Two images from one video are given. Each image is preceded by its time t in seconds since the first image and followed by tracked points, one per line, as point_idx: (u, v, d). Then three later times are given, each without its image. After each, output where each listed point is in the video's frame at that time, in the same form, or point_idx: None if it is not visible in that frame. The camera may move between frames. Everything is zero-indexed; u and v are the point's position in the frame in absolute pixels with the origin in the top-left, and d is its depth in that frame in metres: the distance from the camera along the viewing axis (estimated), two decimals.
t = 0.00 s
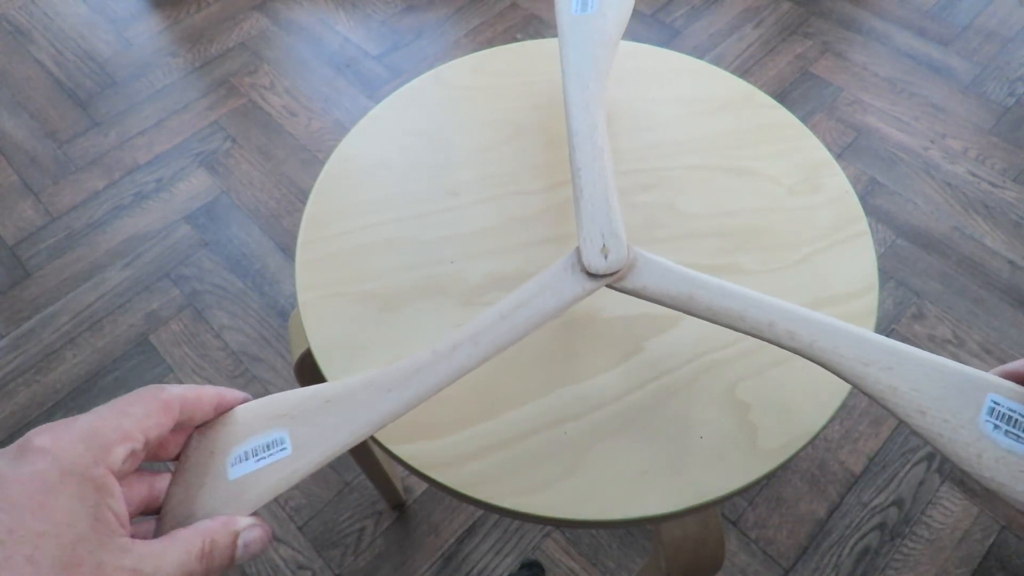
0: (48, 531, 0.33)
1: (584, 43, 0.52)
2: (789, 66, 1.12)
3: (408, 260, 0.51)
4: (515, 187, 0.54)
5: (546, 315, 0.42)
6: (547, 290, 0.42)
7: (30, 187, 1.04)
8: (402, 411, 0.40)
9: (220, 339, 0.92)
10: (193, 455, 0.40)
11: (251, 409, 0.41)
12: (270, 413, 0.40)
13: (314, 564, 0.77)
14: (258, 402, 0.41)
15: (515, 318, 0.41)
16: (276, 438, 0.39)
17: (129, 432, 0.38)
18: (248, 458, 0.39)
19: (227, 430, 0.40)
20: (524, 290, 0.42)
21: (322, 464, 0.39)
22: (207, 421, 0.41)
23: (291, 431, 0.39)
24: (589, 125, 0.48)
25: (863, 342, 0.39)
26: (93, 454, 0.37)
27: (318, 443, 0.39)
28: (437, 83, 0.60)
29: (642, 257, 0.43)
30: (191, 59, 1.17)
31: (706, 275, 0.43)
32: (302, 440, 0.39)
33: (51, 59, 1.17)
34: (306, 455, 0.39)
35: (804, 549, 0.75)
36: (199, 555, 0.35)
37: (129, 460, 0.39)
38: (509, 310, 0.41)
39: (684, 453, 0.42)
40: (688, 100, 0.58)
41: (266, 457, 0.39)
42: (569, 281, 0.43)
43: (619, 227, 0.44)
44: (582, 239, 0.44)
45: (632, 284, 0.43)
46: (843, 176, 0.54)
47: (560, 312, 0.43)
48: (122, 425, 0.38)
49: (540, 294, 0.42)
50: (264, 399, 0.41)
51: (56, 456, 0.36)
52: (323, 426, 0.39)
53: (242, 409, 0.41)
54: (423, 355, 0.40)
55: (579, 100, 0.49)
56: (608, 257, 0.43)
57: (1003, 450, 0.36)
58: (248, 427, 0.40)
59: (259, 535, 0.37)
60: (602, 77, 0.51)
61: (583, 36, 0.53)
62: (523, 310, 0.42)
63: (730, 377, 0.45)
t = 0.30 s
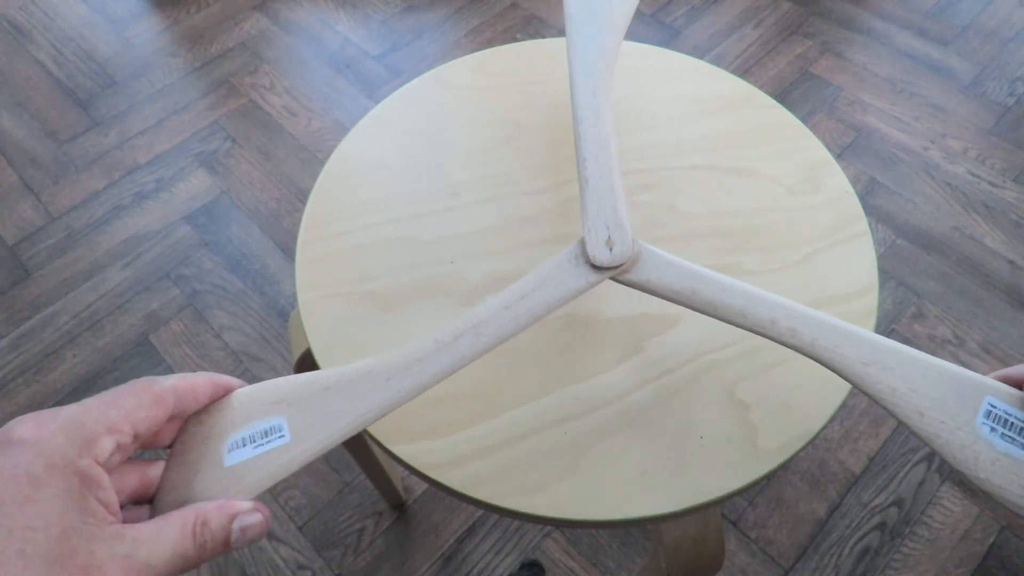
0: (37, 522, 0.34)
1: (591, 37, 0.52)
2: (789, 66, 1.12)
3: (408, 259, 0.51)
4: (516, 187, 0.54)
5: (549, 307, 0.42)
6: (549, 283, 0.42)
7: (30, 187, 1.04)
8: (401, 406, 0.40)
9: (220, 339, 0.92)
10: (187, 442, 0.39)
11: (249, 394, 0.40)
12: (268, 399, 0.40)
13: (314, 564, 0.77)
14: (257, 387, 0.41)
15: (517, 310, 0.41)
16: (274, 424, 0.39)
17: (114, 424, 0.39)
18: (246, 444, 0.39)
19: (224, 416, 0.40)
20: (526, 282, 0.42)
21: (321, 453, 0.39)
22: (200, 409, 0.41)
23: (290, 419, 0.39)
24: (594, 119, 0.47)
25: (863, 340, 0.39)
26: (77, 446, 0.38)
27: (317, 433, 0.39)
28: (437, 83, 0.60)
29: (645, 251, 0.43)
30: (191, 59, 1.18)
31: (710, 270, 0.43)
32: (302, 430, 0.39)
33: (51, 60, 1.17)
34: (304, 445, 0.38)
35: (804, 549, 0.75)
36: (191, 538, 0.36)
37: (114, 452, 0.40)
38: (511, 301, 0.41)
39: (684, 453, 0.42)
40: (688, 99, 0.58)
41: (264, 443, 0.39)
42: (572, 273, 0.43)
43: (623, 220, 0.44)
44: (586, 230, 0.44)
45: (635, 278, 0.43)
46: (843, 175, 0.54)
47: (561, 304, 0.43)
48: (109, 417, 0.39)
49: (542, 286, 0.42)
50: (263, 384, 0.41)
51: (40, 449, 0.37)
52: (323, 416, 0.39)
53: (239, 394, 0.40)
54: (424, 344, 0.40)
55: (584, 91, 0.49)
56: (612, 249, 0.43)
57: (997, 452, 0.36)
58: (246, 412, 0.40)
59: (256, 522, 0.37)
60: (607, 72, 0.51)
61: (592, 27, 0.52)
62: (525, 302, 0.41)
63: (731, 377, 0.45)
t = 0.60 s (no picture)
0: (42, 525, 0.35)
1: (592, 38, 0.52)
2: (790, 66, 1.12)
3: (409, 259, 0.51)
4: (515, 186, 0.54)
5: (549, 306, 0.42)
6: (549, 282, 0.42)
7: (30, 187, 1.04)
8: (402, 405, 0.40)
9: (220, 339, 0.92)
10: (190, 444, 0.39)
11: (250, 394, 0.40)
12: (269, 398, 0.40)
13: (314, 564, 0.77)
14: (258, 387, 0.41)
15: (517, 310, 0.41)
16: (276, 424, 0.39)
17: (121, 429, 0.40)
18: (246, 444, 0.39)
19: (224, 415, 0.40)
20: (527, 282, 0.42)
21: (323, 451, 0.39)
22: (205, 411, 0.40)
23: (291, 419, 0.39)
24: (595, 119, 0.48)
25: (864, 340, 0.39)
26: (84, 450, 0.38)
27: (318, 432, 0.39)
28: (437, 82, 0.60)
29: (646, 251, 0.43)
30: (191, 59, 1.17)
31: (710, 270, 0.43)
32: (305, 428, 0.39)
33: (51, 60, 1.17)
34: (305, 444, 0.39)
35: (804, 549, 0.75)
36: (186, 538, 0.35)
37: (121, 457, 0.40)
38: (512, 301, 0.41)
39: (685, 452, 0.42)
40: (688, 99, 0.58)
41: (266, 443, 0.39)
42: (572, 274, 0.43)
43: (623, 220, 0.44)
44: (587, 231, 0.44)
45: (636, 278, 0.43)
46: (843, 175, 0.54)
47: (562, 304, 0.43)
48: (115, 421, 0.40)
49: (543, 285, 0.42)
50: (264, 384, 0.41)
51: (45, 452, 0.37)
52: (325, 414, 0.39)
53: (240, 394, 0.40)
54: (425, 342, 0.40)
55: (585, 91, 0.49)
56: (613, 250, 0.43)
57: (998, 450, 0.36)
58: (247, 412, 0.40)
59: (253, 521, 0.37)
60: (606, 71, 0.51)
61: (593, 28, 0.53)
62: (526, 302, 0.41)
63: (730, 377, 0.45)
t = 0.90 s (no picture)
0: (48, 528, 0.35)
1: (591, 37, 0.52)
2: (790, 66, 1.12)
3: (408, 260, 0.51)
4: (517, 187, 0.54)
5: (550, 306, 0.42)
6: (548, 282, 0.42)
7: (30, 187, 1.04)
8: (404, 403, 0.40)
9: (220, 339, 0.92)
10: (192, 446, 0.39)
11: (253, 396, 0.40)
12: (272, 400, 0.40)
13: (314, 564, 0.77)
14: (260, 388, 0.41)
15: (517, 310, 0.41)
16: (278, 425, 0.39)
17: (129, 434, 0.39)
18: (249, 446, 0.39)
19: (228, 418, 0.40)
20: (527, 281, 0.42)
21: (327, 450, 0.39)
22: (213, 418, 0.40)
23: (294, 420, 0.39)
24: (594, 119, 0.47)
25: (867, 339, 0.39)
26: (92, 455, 0.38)
27: (320, 431, 0.39)
28: (437, 83, 0.60)
29: (647, 250, 0.43)
30: (191, 59, 1.17)
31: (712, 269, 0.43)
32: (307, 428, 0.39)
33: (51, 59, 1.17)
34: (308, 443, 0.39)
35: (804, 549, 0.75)
36: (185, 540, 0.35)
37: (129, 462, 0.40)
38: (512, 300, 0.41)
39: (685, 453, 0.42)
40: (688, 100, 0.58)
41: (269, 444, 0.39)
42: (573, 272, 0.42)
43: (623, 220, 0.44)
44: (587, 230, 0.44)
45: (637, 276, 0.43)
46: (843, 175, 0.54)
47: (563, 303, 0.42)
48: (123, 426, 0.39)
49: (543, 284, 0.42)
50: (267, 385, 0.41)
51: (54, 456, 0.37)
52: (328, 412, 0.39)
53: (243, 396, 0.41)
54: (427, 341, 0.40)
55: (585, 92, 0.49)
56: (614, 248, 0.43)
57: (1002, 446, 0.36)
58: (250, 413, 0.40)
59: (251, 524, 0.36)
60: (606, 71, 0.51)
61: (592, 27, 0.53)
62: (526, 303, 0.41)
63: (730, 377, 0.45)
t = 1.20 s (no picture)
0: (45, 527, 0.35)
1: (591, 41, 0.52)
2: (789, 66, 1.12)
3: (408, 260, 0.51)
4: (518, 186, 0.54)
5: (545, 317, 0.42)
6: (546, 292, 0.42)
7: (30, 187, 1.04)
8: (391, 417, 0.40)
9: (220, 339, 0.92)
10: (185, 447, 0.39)
11: (244, 401, 0.40)
12: (264, 407, 0.40)
13: (314, 564, 0.77)
14: (252, 394, 0.41)
15: (514, 321, 0.41)
16: (272, 430, 0.39)
17: (122, 431, 0.39)
18: (243, 449, 0.39)
19: (222, 420, 0.40)
20: (523, 292, 0.42)
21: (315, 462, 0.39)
22: (204, 414, 0.40)
23: (288, 425, 0.39)
24: (593, 122, 0.48)
25: (854, 354, 0.39)
26: (86, 452, 0.38)
27: (310, 440, 0.39)
28: (437, 83, 0.60)
29: (639, 263, 0.43)
30: (191, 59, 1.17)
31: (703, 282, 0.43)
32: (297, 439, 0.39)
33: (51, 59, 1.17)
34: (299, 451, 0.39)
35: (804, 549, 0.75)
36: (183, 540, 0.35)
37: (122, 460, 0.40)
38: (508, 311, 0.42)
39: (684, 453, 0.42)
40: (688, 99, 0.58)
41: (262, 449, 0.39)
42: (567, 283, 0.42)
43: (618, 231, 0.44)
44: (582, 241, 0.44)
45: (629, 289, 0.43)
46: (843, 175, 0.54)
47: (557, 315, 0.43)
48: (115, 424, 0.39)
49: (540, 296, 0.42)
50: (258, 392, 0.41)
51: (48, 453, 0.37)
52: (317, 423, 0.39)
53: (234, 401, 0.41)
54: (420, 352, 0.41)
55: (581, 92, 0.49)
56: (608, 262, 0.43)
57: (978, 461, 0.37)
58: (243, 418, 0.40)
59: (249, 525, 0.37)
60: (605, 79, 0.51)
61: (589, 33, 0.53)
62: (523, 313, 0.42)
63: (729, 376, 0.45)
